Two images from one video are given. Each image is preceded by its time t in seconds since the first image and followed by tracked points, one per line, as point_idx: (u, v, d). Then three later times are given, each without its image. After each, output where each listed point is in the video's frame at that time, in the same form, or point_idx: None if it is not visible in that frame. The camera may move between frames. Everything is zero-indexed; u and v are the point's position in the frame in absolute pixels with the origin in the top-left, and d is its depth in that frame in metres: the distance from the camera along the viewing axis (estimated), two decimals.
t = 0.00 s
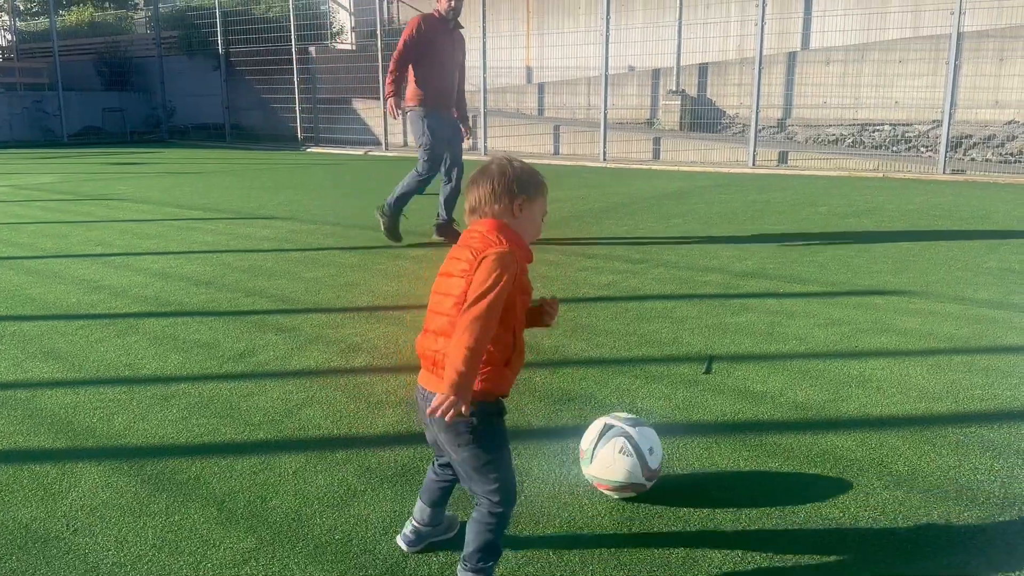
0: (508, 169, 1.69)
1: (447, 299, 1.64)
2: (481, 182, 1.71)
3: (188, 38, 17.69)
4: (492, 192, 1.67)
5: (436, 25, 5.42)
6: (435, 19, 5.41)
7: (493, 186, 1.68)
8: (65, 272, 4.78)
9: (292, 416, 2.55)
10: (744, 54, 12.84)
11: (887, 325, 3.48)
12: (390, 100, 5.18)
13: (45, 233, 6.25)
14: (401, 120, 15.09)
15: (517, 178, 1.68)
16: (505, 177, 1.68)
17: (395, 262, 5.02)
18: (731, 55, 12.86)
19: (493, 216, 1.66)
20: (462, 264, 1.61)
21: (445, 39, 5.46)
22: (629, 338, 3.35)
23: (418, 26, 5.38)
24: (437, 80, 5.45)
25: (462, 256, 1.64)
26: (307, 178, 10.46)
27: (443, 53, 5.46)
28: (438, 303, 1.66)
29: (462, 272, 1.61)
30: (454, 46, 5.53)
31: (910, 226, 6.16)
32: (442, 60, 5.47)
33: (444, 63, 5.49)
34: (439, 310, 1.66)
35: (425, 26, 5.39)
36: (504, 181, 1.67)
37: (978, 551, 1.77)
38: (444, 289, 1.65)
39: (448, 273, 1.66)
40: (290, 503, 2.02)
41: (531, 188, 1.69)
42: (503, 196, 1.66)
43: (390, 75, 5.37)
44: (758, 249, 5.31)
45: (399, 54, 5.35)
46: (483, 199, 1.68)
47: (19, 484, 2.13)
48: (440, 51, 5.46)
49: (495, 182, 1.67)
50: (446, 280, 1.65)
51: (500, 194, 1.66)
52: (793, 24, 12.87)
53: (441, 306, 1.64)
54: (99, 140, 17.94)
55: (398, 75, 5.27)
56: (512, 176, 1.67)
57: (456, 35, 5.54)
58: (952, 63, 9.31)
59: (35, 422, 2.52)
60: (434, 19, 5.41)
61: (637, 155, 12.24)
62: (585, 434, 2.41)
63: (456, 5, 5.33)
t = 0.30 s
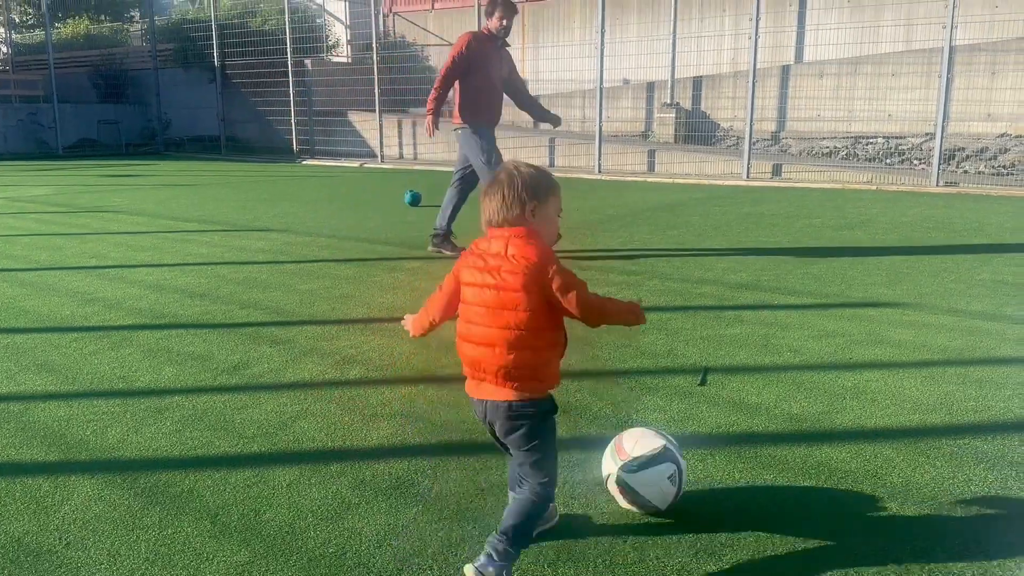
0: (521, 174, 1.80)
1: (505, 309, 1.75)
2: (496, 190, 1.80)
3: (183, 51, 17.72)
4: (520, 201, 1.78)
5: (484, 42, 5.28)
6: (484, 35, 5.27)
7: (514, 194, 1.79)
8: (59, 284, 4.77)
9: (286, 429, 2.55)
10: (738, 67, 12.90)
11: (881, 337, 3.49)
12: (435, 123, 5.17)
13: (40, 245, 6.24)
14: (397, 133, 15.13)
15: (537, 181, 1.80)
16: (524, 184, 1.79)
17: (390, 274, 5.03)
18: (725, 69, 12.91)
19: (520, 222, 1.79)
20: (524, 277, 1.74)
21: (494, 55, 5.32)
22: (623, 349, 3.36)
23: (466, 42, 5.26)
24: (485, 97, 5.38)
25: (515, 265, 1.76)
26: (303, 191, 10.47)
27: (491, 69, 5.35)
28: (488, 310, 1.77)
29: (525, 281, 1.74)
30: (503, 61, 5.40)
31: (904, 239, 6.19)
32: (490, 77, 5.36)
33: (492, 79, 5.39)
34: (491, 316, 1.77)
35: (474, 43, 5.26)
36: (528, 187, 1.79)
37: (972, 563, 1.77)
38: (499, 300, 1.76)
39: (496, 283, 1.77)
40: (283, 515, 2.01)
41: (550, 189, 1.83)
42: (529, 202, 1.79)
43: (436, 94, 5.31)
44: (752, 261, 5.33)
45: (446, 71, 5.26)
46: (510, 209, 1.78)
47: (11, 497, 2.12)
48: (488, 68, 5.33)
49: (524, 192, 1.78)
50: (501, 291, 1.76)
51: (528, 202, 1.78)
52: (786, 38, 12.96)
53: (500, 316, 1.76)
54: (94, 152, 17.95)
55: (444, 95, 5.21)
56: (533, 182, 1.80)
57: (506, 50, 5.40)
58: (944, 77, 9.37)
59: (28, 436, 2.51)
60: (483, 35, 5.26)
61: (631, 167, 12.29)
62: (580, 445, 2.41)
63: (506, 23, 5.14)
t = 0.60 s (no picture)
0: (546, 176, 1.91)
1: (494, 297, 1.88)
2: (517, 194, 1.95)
3: (175, 62, 17.70)
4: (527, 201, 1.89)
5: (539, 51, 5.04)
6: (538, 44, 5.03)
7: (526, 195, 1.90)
8: (48, 296, 4.75)
9: (277, 442, 2.53)
10: (728, 80, 12.98)
11: (872, 348, 3.51)
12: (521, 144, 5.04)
13: (29, 257, 6.21)
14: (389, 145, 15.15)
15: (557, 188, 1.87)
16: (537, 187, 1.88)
17: (382, 286, 5.02)
18: (715, 81, 13.00)
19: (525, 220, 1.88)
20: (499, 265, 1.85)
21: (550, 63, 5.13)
22: (616, 361, 3.36)
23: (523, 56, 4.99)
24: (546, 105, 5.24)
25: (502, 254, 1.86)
26: (295, 202, 10.46)
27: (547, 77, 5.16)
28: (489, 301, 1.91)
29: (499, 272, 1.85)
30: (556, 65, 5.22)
31: (894, 250, 6.23)
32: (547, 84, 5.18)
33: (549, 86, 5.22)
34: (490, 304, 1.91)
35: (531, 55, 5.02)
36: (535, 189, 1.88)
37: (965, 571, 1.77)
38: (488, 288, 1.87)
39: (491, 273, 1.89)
40: (274, 529, 2.00)
41: (572, 198, 1.88)
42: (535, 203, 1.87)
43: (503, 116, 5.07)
44: (744, 273, 5.35)
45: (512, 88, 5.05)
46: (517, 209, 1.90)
47: None
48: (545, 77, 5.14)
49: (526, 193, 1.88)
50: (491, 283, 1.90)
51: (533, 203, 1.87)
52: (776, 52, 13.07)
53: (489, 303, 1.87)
54: (85, 164, 17.91)
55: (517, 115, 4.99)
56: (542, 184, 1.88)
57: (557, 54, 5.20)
58: (934, 90, 9.45)
59: (16, 450, 2.49)
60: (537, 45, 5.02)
61: (623, 179, 12.33)
62: (573, 457, 2.40)
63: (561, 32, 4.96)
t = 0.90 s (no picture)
0: (576, 178, 1.94)
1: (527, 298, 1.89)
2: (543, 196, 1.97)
3: (164, 73, 17.63)
4: (560, 204, 1.90)
5: (601, 70, 5.09)
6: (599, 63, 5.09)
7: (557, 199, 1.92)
8: (35, 307, 4.72)
9: (265, 454, 2.52)
10: (716, 92, 13.06)
11: (861, 359, 3.52)
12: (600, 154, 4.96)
13: (16, 267, 6.17)
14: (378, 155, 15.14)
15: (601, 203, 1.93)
16: (567, 188, 1.91)
17: (372, 296, 5.02)
18: (703, 93, 13.08)
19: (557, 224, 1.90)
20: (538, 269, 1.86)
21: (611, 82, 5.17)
22: (606, 371, 3.36)
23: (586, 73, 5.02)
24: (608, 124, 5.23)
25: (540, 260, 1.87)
26: (284, 213, 10.44)
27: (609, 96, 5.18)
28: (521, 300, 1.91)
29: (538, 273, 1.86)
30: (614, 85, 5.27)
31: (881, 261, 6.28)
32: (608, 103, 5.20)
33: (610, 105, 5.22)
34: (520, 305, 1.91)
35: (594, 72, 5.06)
36: (569, 192, 1.91)
37: None
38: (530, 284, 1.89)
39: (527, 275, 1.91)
40: (262, 543, 1.98)
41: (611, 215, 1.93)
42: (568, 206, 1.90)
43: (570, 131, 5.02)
44: (733, 284, 5.37)
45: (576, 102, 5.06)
46: (547, 211, 1.92)
47: None
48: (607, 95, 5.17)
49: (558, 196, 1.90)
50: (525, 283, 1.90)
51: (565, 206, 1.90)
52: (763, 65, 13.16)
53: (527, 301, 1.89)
54: (72, 175, 17.81)
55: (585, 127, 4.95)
56: (574, 187, 1.91)
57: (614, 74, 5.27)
58: (920, 102, 9.54)
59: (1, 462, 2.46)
60: (599, 64, 5.08)
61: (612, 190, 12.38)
62: (562, 468, 2.40)
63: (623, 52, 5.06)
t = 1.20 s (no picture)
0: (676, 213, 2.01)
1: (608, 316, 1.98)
2: (638, 220, 2.03)
3: (149, 82, 17.53)
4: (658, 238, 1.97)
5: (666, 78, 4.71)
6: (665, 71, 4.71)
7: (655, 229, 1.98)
8: (17, 317, 4.68)
9: (250, 465, 2.50)
10: (702, 102, 13.15)
11: (846, 367, 3.55)
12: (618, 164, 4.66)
13: None
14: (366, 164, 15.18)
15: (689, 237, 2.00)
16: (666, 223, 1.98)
17: (358, 306, 5.01)
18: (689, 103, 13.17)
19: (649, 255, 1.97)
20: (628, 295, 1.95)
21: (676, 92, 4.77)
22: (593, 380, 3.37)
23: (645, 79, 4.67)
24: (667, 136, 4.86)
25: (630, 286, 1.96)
26: (270, 222, 10.41)
27: (671, 106, 4.79)
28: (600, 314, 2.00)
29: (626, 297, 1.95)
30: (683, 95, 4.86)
31: (866, 269, 6.34)
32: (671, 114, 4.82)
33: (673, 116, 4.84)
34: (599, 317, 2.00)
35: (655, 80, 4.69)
36: (668, 228, 1.98)
37: None
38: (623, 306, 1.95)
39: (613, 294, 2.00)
40: (247, 554, 1.97)
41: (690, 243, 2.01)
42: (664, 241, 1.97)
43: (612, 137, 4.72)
44: (719, 292, 5.39)
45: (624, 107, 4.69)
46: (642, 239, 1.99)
47: None
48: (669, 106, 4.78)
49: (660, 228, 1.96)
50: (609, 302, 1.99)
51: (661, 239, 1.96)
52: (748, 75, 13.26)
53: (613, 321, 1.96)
54: (57, 184, 17.71)
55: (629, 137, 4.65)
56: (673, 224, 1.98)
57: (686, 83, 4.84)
58: (903, 112, 9.67)
59: None
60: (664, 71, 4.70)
61: (600, 199, 12.47)
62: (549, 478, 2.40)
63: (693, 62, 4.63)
